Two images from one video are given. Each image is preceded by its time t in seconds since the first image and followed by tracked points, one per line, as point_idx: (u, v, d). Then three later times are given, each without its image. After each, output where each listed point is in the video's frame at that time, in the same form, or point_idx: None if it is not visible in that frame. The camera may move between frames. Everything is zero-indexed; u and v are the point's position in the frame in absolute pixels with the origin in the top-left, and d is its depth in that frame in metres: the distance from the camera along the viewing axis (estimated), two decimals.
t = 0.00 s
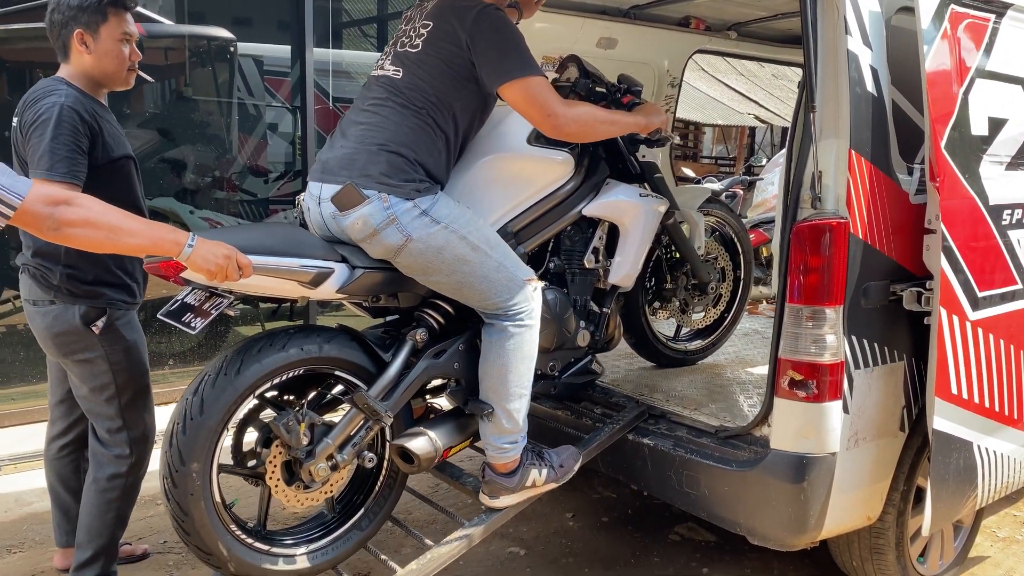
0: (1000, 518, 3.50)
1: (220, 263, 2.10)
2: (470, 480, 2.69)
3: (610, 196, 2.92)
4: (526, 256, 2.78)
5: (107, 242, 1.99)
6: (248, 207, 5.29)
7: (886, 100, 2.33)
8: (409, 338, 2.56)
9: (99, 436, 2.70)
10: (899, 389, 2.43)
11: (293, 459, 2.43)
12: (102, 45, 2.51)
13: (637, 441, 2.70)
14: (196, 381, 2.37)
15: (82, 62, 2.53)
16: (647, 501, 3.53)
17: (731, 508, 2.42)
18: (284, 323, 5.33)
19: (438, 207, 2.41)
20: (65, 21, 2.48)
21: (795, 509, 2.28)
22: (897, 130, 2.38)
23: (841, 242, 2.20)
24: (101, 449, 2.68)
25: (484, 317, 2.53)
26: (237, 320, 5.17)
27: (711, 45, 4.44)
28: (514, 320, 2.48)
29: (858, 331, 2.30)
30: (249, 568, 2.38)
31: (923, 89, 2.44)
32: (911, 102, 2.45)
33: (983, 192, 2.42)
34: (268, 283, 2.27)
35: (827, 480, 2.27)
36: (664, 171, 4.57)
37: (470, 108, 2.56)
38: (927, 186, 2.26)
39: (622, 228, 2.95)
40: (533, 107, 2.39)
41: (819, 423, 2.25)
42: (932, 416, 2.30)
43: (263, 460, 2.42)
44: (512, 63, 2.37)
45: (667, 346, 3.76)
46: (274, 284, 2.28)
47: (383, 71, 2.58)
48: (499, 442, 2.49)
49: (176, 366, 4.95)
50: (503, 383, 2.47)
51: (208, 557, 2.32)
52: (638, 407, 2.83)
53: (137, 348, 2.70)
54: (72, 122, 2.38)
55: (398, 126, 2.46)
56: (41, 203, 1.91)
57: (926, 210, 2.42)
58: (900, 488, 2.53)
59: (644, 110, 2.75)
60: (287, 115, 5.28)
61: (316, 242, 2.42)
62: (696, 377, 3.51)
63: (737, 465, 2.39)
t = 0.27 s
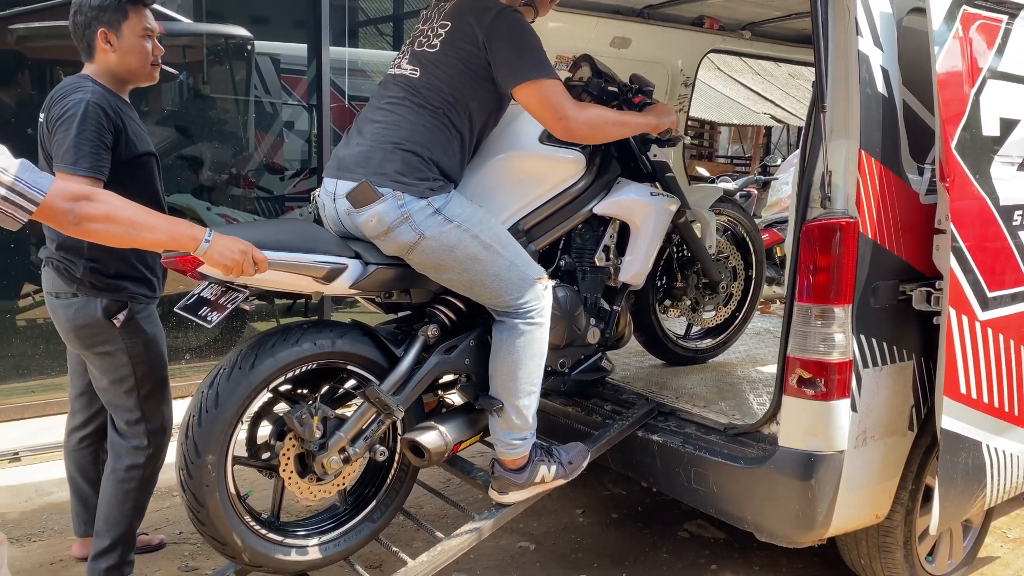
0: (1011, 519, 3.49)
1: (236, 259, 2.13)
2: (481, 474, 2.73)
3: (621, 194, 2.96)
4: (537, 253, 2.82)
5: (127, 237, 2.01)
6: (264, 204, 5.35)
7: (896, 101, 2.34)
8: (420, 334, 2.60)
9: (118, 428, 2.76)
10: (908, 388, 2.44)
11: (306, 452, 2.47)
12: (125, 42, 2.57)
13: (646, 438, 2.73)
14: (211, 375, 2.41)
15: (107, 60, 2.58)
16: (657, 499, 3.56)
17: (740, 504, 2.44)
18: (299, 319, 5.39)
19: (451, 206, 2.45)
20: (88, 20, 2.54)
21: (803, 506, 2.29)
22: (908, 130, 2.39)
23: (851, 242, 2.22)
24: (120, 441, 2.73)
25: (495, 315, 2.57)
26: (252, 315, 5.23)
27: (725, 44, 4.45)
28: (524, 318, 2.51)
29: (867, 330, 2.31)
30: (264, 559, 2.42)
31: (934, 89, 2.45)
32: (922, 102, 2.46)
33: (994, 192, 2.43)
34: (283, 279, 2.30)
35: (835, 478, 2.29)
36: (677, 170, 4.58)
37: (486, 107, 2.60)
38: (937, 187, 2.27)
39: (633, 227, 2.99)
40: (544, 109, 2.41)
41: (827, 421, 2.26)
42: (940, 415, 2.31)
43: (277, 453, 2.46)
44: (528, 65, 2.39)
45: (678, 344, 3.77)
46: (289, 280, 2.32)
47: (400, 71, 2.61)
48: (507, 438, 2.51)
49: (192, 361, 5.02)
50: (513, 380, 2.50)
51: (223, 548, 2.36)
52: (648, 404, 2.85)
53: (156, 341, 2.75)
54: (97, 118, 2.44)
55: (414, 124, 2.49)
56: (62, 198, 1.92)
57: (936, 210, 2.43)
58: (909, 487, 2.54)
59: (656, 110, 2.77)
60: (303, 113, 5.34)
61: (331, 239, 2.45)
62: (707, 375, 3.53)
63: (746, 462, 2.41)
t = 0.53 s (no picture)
0: None
1: (245, 258, 2.11)
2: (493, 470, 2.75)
3: (628, 194, 2.97)
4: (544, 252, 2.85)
5: (137, 234, 1.90)
6: (281, 202, 5.41)
7: (911, 102, 2.35)
8: (427, 333, 2.63)
9: (137, 421, 2.81)
10: (920, 389, 2.44)
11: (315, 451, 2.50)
12: (150, 39, 2.62)
13: (658, 436, 2.75)
14: (215, 381, 2.44)
15: (132, 57, 2.63)
16: (669, 497, 3.57)
17: (751, 503, 2.45)
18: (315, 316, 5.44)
19: (462, 206, 2.47)
20: (112, 20, 2.59)
21: (814, 505, 2.30)
22: (922, 131, 2.39)
23: (864, 242, 2.23)
24: (139, 434, 2.78)
25: (503, 315, 2.60)
26: (268, 312, 5.29)
27: (741, 44, 4.45)
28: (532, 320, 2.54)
29: (879, 331, 2.32)
30: (279, 558, 2.46)
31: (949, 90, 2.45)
32: (937, 103, 2.46)
33: (1009, 193, 2.43)
34: (293, 277, 2.33)
35: (846, 477, 2.29)
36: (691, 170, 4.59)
37: (504, 108, 2.61)
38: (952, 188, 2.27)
39: (641, 228, 3.01)
40: (557, 103, 2.43)
41: (838, 421, 2.27)
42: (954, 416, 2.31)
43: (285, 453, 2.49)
44: (548, 63, 2.44)
45: (689, 346, 3.79)
46: (300, 279, 2.35)
47: (421, 70, 2.64)
48: (517, 437, 2.54)
49: (208, 357, 5.09)
50: (521, 379, 2.52)
51: (238, 549, 2.41)
52: (661, 403, 2.86)
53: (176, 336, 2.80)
54: (120, 115, 2.48)
55: (432, 123, 2.52)
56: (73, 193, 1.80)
57: (949, 211, 2.43)
58: (921, 488, 2.55)
59: (665, 108, 2.80)
60: (319, 112, 5.38)
61: (340, 238, 2.48)
62: (719, 374, 3.54)
63: (757, 461, 2.42)
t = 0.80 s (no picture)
0: None
1: (243, 263, 2.12)
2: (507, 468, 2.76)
3: (631, 195, 2.98)
4: (547, 255, 2.85)
5: (135, 240, 1.87)
6: (297, 200, 5.45)
7: (930, 101, 2.33)
8: (428, 338, 2.65)
9: (152, 418, 2.84)
10: (938, 390, 2.43)
11: (316, 458, 2.52)
12: (172, 40, 2.65)
13: (673, 436, 2.74)
14: (205, 402, 2.42)
15: (155, 58, 2.67)
16: (683, 498, 3.56)
17: (767, 503, 2.45)
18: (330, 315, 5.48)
19: (459, 209, 2.47)
20: (135, 22, 2.63)
21: (830, 505, 2.29)
22: (941, 131, 2.38)
23: (882, 241, 2.21)
24: (153, 431, 2.82)
25: (501, 317, 2.61)
26: (284, 311, 5.33)
27: (757, 43, 4.43)
28: (529, 323, 2.55)
29: (897, 331, 2.31)
30: (292, 565, 2.49)
31: (968, 89, 2.44)
32: (957, 102, 2.45)
33: None
34: (295, 284, 2.33)
35: (863, 478, 2.28)
36: (707, 170, 4.58)
37: (503, 110, 2.61)
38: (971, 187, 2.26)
39: (646, 229, 3.01)
40: (551, 108, 2.42)
41: (855, 421, 2.26)
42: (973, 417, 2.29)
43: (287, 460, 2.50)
44: (542, 68, 2.43)
45: (703, 350, 3.78)
46: (301, 286, 2.36)
47: (420, 71, 2.64)
48: (515, 442, 2.55)
49: (225, 354, 5.14)
50: (518, 383, 2.53)
51: (251, 560, 2.43)
52: (676, 402, 2.87)
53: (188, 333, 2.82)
54: (129, 117, 2.51)
55: (429, 125, 2.52)
56: (72, 197, 1.76)
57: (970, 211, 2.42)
58: (938, 489, 2.53)
59: (666, 111, 2.79)
60: (335, 112, 5.42)
61: (338, 242, 2.49)
62: (733, 374, 3.54)
63: (773, 461, 2.41)
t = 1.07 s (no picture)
0: None
1: (261, 264, 2.13)
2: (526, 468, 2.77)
3: (652, 195, 2.96)
4: (564, 256, 2.85)
5: (155, 241, 1.87)
6: (312, 200, 5.48)
7: (953, 102, 2.32)
8: (446, 339, 2.65)
9: (172, 417, 2.87)
10: (960, 393, 2.42)
11: (333, 459, 2.52)
12: (192, 41, 2.67)
13: (692, 437, 2.74)
14: (222, 405, 2.43)
15: (175, 60, 2.69)
16: (700, 499, 3.56)
17: (787, 505, 2.44)
18: (346, 314, 5.50)
19: (477, 209, 2.48)
20: (156, 23, 2.65)
21: (851, 508, 2.29)
22: (965, 132, 2.36)
23: (905, 243, 2.21)
24: (173, 430, 2.85)
25: (518, 317, 2.60)
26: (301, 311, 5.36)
27: (774, 43, 4.41)
28: (546, 323, 2.55)
29: (919, 333, 2.29)
30: (313, 566, 2.50)
31: (992, 90, 2.42)
32: (980, 103, 2.43)
33: None
34: (312, 284, 2.34)
35: (884, 480, 2.27)
36: (725, 171, 4.56)
37: (518, 109, 2.61)
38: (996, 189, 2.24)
39: (665, 231, 3.00)
40: (564, 112, 2.42)
41: (876, 423, 2.25)
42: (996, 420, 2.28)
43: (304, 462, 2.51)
44: (557, 70, 2.42)
45: (720, 352, 3.77)
46: (318, 286, 2.36)
47: (436, 71, 2.65)
48: (532, 443, 2.55)
49: (242, 353, 5.17)
50: (534, 382, 2.52)
51: (271, 562, 2.45)
52: (695, 404, 2.87)
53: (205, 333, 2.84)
54: (148, 118, 2.53)
55: (445, 124, 2.53)
56: (93, 197, 1.77)
57: (993, 212, 2.41)
58: (960, 492, 2.52)
59: (680, 116, 2.79)
60: (350, 111, 5.47)
61: (356, 242, 2.50)
62: (751, 375, 3.53)
63: (793, 463, 2.41)
